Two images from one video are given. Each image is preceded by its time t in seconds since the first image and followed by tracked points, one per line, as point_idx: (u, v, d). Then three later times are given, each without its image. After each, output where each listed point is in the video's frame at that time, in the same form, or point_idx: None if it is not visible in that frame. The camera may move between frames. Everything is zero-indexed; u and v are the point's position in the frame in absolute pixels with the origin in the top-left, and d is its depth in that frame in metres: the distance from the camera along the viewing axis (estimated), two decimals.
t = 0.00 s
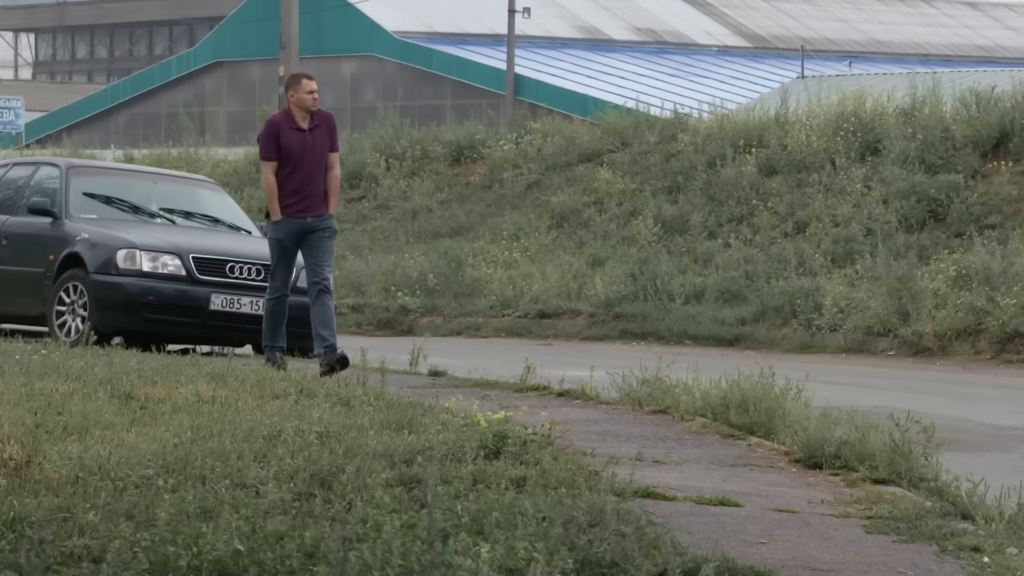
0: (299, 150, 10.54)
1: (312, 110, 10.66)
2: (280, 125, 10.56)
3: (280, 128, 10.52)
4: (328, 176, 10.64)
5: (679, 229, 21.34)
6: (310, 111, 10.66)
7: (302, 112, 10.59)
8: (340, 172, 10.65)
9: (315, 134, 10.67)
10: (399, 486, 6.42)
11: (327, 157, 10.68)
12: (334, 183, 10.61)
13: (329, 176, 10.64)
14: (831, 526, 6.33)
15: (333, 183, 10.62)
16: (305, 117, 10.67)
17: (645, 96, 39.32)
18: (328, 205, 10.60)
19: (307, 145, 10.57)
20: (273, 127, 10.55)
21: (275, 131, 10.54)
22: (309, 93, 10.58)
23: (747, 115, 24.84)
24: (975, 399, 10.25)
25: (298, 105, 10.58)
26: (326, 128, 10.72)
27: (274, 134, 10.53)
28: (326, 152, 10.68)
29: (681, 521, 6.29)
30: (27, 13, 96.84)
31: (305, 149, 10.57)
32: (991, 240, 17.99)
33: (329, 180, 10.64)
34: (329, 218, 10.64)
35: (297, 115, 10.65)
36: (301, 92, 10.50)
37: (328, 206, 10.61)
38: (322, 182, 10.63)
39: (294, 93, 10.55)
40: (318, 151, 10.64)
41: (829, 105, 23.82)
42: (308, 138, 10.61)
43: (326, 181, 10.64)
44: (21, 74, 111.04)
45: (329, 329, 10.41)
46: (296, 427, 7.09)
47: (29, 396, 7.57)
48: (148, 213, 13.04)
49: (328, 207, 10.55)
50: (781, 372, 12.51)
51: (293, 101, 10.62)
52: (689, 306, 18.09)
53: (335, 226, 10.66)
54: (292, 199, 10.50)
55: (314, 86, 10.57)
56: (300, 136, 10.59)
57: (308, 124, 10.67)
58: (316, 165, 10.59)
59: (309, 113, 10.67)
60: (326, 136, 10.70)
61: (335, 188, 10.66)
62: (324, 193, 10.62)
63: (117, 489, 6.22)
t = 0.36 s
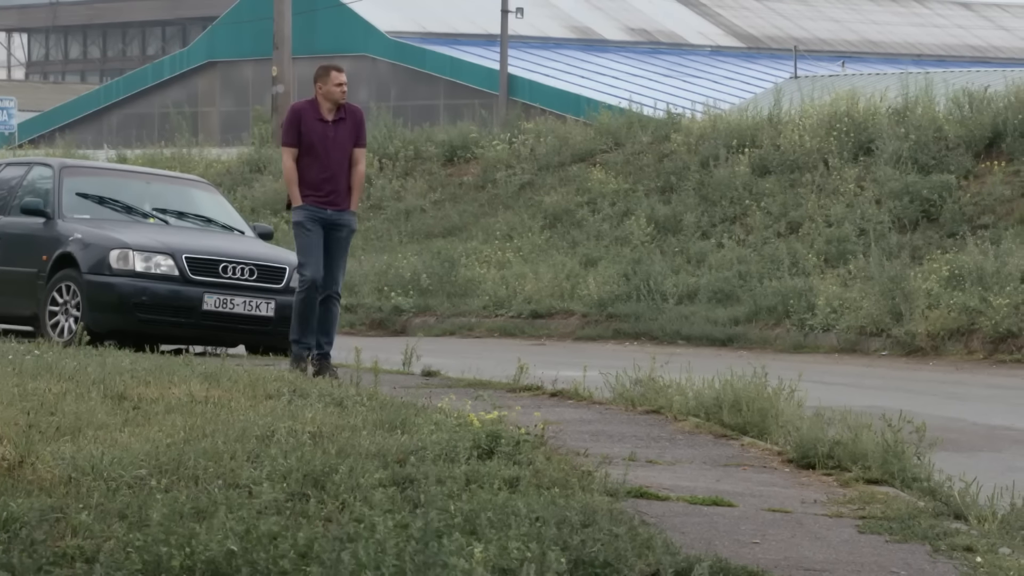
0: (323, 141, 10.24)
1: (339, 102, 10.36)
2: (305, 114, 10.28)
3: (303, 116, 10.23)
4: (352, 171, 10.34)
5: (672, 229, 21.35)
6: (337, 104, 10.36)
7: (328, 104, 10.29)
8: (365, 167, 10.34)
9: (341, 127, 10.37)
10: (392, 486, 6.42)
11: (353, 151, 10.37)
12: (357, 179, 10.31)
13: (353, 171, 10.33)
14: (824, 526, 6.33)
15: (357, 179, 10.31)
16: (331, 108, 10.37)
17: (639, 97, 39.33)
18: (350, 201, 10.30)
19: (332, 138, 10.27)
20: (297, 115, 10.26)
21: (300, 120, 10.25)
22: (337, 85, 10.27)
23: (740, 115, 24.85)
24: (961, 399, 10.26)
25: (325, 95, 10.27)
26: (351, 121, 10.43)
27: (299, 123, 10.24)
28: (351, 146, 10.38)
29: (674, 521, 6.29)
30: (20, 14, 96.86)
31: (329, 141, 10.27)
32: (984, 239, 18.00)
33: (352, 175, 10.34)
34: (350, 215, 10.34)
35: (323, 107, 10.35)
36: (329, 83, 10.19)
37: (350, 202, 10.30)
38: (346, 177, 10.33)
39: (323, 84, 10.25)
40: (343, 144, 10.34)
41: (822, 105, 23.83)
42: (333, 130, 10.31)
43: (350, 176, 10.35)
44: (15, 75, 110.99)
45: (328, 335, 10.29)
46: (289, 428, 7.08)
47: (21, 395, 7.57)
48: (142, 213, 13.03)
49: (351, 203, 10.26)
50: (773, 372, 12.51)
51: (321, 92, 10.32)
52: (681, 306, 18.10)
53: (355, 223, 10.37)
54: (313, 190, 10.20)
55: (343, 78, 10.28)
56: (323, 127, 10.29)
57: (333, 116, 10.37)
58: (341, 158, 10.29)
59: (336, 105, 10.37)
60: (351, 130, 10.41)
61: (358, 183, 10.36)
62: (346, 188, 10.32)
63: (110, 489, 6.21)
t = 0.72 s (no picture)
0: (343, 151, 10.12)
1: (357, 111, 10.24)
2: (322, 125, 10.13)
3: (322, 127, 10.10)
4: (374, 178, 10.22)
5: (668, 229, 21.37)
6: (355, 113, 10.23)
7: (346, 114, 10.16)
8: (387, 174, 10.23)
9: (359, 135, 10.24)
10: (388, 487, 6.42)
11: (373, 158, 10.26)
12: (380, 186, 10.19)
13: (376, 178, 10.21)
14: (820, 527, 6.33)
15: (380, 185, 10.19)
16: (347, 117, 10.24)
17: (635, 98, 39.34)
18: (374, 208, 10.17)
19: (352, 147, 10.15)
20: (315, 126, 10.10)
21: (319, 130, 10.10)
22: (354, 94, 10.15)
23: (736, 116, 24.86)
24: (954, 399, 10.26)
25: (342, 103, 10.13)
26: (368, 129, 10.31)
27: (318, 133, 10.09)
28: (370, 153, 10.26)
29: (670, 522, 6.29)
30: (15, 14, 96.80)
31: (350, 150, 10.14)
32: (979, 240, 18.02)
33: (375, 182, 10.21)
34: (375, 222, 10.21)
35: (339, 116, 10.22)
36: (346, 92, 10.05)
37: (375, 210, 10.18)
38: (369, 184, 10.20)
39: (338, 92, 10.11)
40: (363, 152, 10.21)
41: (817, 105, 23.84)
42: (351, 139, 10.18)
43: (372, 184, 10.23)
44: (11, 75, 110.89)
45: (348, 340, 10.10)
46: (285, 428, 7.07)
47: (16, 396, 7.57)
48: (137, 214, 13.04)
49: (376, 210, 10.14)
50: (768, 372, 12.51)
51: (335, 102, 10.18)
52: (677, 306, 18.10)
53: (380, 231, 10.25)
54: (338, 200, 10.06)
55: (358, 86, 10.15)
56: (342, 136, 10.16)
57: (351, 125, 10.25)
58: (362, 167, 10.17)
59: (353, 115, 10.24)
60: (369, 137, 10.29)
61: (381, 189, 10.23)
62: (370, 195, 10.19)
63: (105, 490, 6.21)
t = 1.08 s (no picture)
0: (368, 148, 9.88)
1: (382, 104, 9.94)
2: (347, 121, 9.87)
3: (346, 125, 9.85)
4: (399, 172, 10.03)
5: (663, 229, 21.38)
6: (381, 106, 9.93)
7: (371, 110, 9.87)
8: (411, 165, 10.04)
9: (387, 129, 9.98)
10: (383, 487, 6.43)
11: (397, 150, 10.04)
12: (406, 179, 10.01)
13: (402, 171, 10.02)
14: (815, 527, 6.33)
15: (406, 179, 10.02)
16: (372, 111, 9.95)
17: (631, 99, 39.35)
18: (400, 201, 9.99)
19: (378, 142, 9.91)
20: (339, 123, 9.84)
21: (343, 127, 9.85)
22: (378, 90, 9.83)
23: (731, 116, 24.85)
24: (949, 399, 10.28)
25: (366, 102, 9.85)
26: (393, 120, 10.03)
27: (342, 130, 9.84)
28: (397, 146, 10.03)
29: (665, 523, 6.30)
30: (11, 15, 96.74)
31: (375, 148, 9.90)
32: (975, 241, 18.02)
33: (400, 175, 10.03)
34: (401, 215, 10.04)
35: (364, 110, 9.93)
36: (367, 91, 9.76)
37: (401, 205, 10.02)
38: (393, 178, 10.00)
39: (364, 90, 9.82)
40: (390, 146, 9.98)
41: (813, 106, 23.81)
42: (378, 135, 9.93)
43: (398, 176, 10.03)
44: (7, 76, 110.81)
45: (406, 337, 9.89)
46: (281, 429, 7.07)
47: (13, 397, 7.57)
48: (133, 215, 13.06)
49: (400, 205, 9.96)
50: (764, 373, 12.51)
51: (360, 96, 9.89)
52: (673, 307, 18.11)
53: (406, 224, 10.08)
54: (362, 199, 9.90)
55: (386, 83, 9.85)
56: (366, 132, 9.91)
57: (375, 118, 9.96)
58: (388, 162, 9.97)
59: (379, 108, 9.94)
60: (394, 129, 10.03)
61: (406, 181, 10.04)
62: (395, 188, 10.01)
63: (101, 491, 6.21)
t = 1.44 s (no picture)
0: (392, 150, 9.64)
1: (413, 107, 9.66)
2: (373, 120, 9.64)
3: (370, 123, 9.64)
4: (426, 175, 9.74)
5: (656, 231, 21.39)
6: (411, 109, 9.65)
7: (399, 112, 9.61)
8: (439, 169, 9.73)
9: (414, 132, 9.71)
10: (375, 488, 6.43)
11: (426, 152, 9.75)
12: (432, 183, 9.72)
13: (428, 175, 9.73)
14: (808, 528, 6.34)
15: (432, 183, 9.71)
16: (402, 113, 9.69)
17: (623, 100, 39.36)
18: (424, 205, 9.73)
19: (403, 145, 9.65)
20: (364, 121, 9.64)
21: (367, 125, 9.65)
22: (407, 94, 9.56)
23: (723, 117, 24.85)
24: (940, 400, 10.29)
25: (397, 103, 9.59)
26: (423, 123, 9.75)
27: (365, 129, 9.64)
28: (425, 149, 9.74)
29: (657, 523, 6.30)
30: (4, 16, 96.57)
31: (398, 149, 9.65)
32: (966, 242, 18.04)
33: (426, 179, 9.75)
34: (425, 219, 9.78)
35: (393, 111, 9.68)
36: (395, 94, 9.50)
37: (424, 209, 9.75)
38: (419, 181, 9.74)
39: (393, 91, 9.56)
40: (416, 149, 9.70)
41: (805, 108, 23.83)
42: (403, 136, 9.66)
43: (424, 179, 9.76)
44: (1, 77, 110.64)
45: (411, 349, 9.73)
46: (272, 430, 7.05)
47: (4, 398, 7.56)
48: (125, 216, 13.05)
49: (424, 208, 9.70)
50: (756, 375, 12.50)
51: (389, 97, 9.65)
52: (665, 308, 18.11)
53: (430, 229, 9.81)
54: (382, 198, 9.67)
55: (415, 85, 9.56)
56: (392, 133, 9.66)
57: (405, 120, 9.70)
58: (413, 164, 9.70)
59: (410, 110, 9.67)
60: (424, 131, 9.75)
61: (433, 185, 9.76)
62: (421, 191, 9.75)
63: (92, 492, 6.21)
